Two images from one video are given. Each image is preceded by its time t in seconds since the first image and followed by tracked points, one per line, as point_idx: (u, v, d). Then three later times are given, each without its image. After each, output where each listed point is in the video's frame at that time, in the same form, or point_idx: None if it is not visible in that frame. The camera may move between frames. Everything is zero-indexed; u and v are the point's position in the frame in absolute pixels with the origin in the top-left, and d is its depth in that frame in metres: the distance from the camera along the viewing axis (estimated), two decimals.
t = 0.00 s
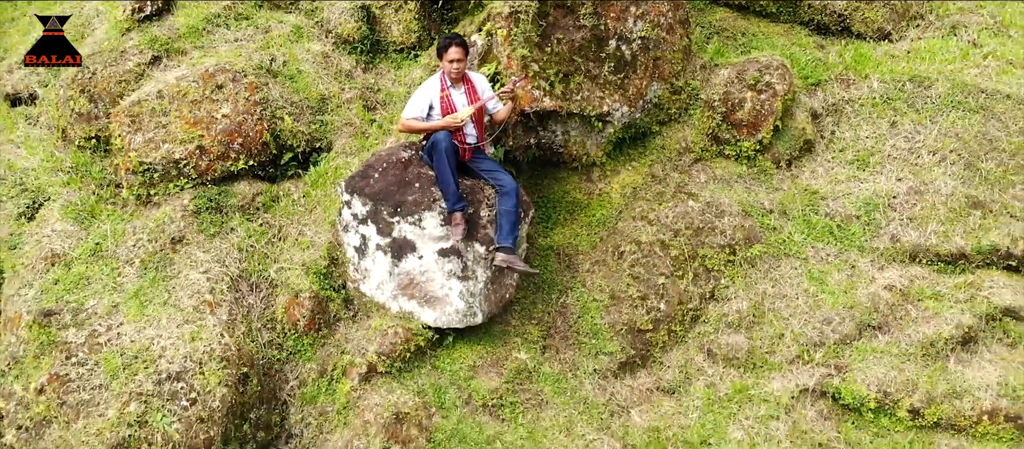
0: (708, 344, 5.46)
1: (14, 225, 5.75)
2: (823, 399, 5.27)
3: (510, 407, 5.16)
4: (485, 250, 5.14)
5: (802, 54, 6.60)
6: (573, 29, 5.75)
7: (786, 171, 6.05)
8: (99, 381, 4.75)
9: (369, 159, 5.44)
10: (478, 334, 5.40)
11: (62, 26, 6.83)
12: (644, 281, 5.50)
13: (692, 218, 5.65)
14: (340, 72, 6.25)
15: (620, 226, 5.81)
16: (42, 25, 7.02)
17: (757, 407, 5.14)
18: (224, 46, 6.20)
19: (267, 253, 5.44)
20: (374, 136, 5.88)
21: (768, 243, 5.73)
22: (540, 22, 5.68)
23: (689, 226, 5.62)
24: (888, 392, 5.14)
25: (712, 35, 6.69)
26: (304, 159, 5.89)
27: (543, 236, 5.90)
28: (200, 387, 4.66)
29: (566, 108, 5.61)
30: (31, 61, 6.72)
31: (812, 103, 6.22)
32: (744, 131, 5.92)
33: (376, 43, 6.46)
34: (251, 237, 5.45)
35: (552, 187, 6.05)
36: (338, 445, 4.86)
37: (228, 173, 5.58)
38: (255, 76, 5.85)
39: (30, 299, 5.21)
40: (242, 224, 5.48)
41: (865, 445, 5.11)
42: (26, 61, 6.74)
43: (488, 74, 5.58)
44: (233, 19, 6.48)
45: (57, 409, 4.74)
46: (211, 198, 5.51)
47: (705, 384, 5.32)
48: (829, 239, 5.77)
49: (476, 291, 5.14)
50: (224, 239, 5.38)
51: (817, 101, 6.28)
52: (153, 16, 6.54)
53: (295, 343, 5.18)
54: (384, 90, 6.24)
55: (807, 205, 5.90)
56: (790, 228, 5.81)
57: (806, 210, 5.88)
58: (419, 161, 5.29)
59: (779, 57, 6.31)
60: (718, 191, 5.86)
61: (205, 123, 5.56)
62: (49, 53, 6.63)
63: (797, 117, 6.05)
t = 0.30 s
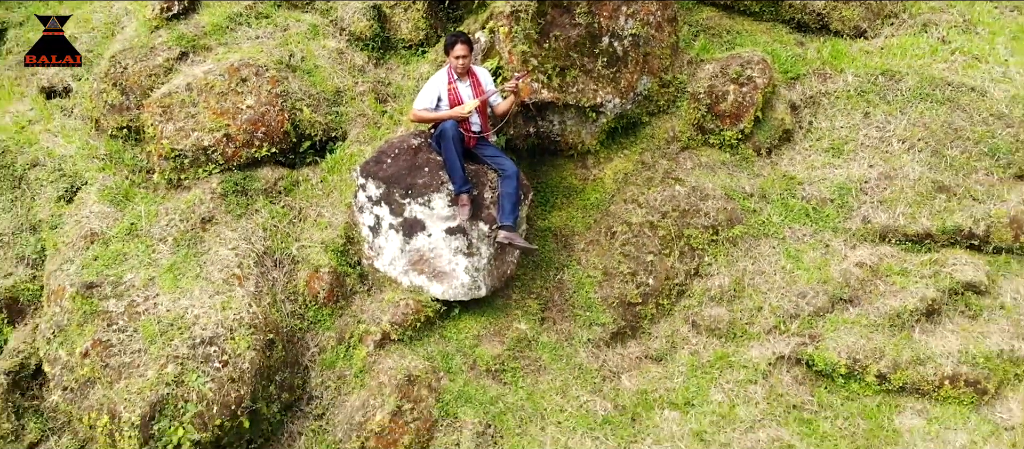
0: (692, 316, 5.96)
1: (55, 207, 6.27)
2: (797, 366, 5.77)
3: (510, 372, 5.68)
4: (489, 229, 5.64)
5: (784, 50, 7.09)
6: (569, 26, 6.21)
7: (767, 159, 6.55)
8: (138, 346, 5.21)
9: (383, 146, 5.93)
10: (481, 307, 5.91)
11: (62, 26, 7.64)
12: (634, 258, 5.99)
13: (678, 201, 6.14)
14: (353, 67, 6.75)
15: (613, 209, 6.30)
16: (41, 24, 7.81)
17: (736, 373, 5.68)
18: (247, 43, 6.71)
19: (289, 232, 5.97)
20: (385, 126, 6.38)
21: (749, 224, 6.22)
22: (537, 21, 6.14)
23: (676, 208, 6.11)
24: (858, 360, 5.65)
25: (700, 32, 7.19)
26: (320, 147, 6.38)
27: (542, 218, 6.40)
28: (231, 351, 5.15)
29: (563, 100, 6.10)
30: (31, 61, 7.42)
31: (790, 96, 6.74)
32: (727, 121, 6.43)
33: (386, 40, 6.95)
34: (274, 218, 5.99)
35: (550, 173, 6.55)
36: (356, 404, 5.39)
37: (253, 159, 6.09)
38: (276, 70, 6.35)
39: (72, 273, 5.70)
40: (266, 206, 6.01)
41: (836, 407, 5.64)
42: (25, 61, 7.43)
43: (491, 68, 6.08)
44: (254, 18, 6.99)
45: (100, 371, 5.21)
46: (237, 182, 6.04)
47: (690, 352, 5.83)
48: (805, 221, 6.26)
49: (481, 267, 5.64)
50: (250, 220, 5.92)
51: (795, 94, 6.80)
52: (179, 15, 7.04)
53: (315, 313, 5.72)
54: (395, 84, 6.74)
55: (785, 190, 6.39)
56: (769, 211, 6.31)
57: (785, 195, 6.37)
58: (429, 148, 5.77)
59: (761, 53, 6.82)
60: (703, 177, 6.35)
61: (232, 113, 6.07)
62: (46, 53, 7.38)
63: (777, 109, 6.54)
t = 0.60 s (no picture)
0: (679, 297, 6.50)
1: (92, 197, 6.83)
2: (775, 342, 6.30)
3: (511, 347, 6.26)
4: (492, 217, 6.17)
5: (766, 52, 7.63)
6: (566, 31, 6.74)
7: (749, 153, 7.08)
8: (173, 322, 5.73)
9: (394, 141, 6.45)
10: (485, 289, 6.47)
11: (61, 26, 8.47)
12: (626, 245, 6.52)
13: (667, 192, 6.66)
14: (366, 68, 7.27)
15: (606, 199, 6.82)
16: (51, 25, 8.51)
17: (719, 348, 6.24)
18: (268, 46, 7.26)
19: (309, 220, 6.51)
20: (396, 123, 6.89)
21: (732, 213, 6.75)
22: (536, 25, 6.65)
23: (664, 199, 6.63)
24: (830, 336, 6.17)
25: (688, 36, 7.74)
26: (335, 143, 6.91)
27: (541, 208, 6.93)
28: (259, 326, 5.67)
29: (560, 98, 6.65)
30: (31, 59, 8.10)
31: (772, 94, 7.22)
32: (712, 119, 6.98)
33: (396, 43, 7.49)
34: (295, 207, 6.52)
35: (548, 167, 7.08)
36: (371, 375, 5.93)
37: (275, 153, 6.64)
38: (296, 71, 6.89)
39: (111, 257, 6.23)
40: (287, 196, 6.55)
41: (810, 380, 6.17)
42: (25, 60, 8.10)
43: (494, 69, 6.59)
44: (274, 23, 7.53)
45: (139, 344, 5.73)
46: (261, 174, 6.58)
47: (676, 330, 6.39)
48: (784, 210, 6.78)
49: (484, 251, 6.17)
50: (273, 209, 6.45)
51: (776, 93, 7.28)
52: (205, 20, 7.55)
53: (333, 293, 6.26)
54: (404, 84, 7.27)
55: (766, 182, 6.92)
56: (750, 201, 6.84)
57: (765, 186, 6.90)
58: (437, 143, 6.30)
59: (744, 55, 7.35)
60: (690, 170, 6.91)
61: (256, 111, 6.61)
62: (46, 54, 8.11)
63: (759, 107, 7.07)
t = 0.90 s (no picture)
0: (666, 283, 7.06)
1: (125, 191, 7.38)
2: (754, 325, 6.86)
3: (512, 329, 6.84)
4: (494, 209, 6.74)
5: (749, 57, 8.24)
6: (563, 38, 7.29)
7: (732, 151, 7.70)
8: (204, 304, 6.26)
9: (404, 140, 7.02)
10: (488, 275, 7.04)
11: (60, 25, 8.96)
12: (618, 235, 7.06)
13: (655, 187, 7.22)
14: (377, 72, 7.86)
15: (600, 193, 7.40)
16: (80, 32, 9.12)
17: (702, 330, 6.81)
18: (287, 51, 7.88)
19: (325, 213, 7.08)
20: (406, 123, 7.51)
21: (716, 206, 7.34)
22: (535, 32, 7.19)
23: (653, 193, 7.18)
24: (806, 319, 6.71)
25: (676, 42, 8.37)
26: (349, 141, 7.49)
27: (539, 201, 7.50)
28: (283, 308, 6.24)
29: (557, 100, 7.19)
30: (32, 58, 8.60)
31: (754, 96, 7.84)
32: (697, 119, 7.60)
33: (405, 48, 8.09)
34: (313, 201, 7.11)
35: (546, 164, 7.67)
36: (384, 353, 6.50)
37: (294, 151, 7.22)
38: (313, 75, 7.48)
39: (144, 246, 6.77)
40: (306, 190, 7.14)
41: (786, 360, 6.73)
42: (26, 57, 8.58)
43: (497, 73, 7.19)
44: (291, 30, 8.14)
45: (173, 325, 6.26)
46: (282, 170, 7.18)
47: (663, 314, 6.96)
48: (763, 203, 7.37)
49: (488, 241, 6.73)
50: (293, 202, 7.05)
51: (757, 94, 7.91)
52: (227, 27, 8.10)
53: (349, 279, 6.82)
54: (413, 87, 7.86)
55: (746, 177, 7.52)
56: (733, 195, 7.43)
57: (746, 181, 7.50)
58: (443, 141, 6.87)
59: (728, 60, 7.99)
60: (678, 166, 7.47)
61: (277, 111, 7.19)
62: (46, 53, 8.68)
63: (741, 108, 7.69)
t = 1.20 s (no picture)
0: (655, 272, 7.65)
1: (154, 186, 7.99)
2: (736, 310, 7.41)
3: (513, 313, 7.41)
4: (497, 203, 7.30)
5: (734, 62, 8.86)
6: (559, 45, 7.85)
7: (717, 150, 8.26)
8: (230, 289, 6.84)
9: (413, 138, 7.59)
10: (490, 264, 7.61)
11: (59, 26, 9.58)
12: (610, 227, 7.65)
13: (646, 183, 7.82)
14: (387, 76, 8.49)
15: (594, 188, 7.97)
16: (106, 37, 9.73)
17: (688, 314, 7.37)
18: (303, 57, 8.48)
19: (340, 206, 7.66)
20: (414, 123, 8.10)
21: (702, 200, 7.93)
22: (535, 40, 7.77)
23: (643, 188, 7.78)
24: (783, 304, 7.26)
25: (666, 47, 8.97)
26: (361, 141, 8.05)
27: (538, 196, 8.07)
28: (303, 293, 6.81)
29: (554, 102, 7.83)
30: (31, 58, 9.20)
31: (737, 99, 8.47)
32: (684, 120, 8.20)
33: (413, 54, 8.70)
34: (329, 196, 7.67)
35: (544, 161, 8.22)
36: (396, 335, 7.08)
37: (311, 149, 7.79)
38: (328, 79, 8.06)
39: (173, 237, 7.34)
40: (322, 186, 7.72)
41: (766, 341, 7.27)
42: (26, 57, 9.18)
43: (499, 77, 7.78)
44: (306, 36, 8.75)
45: (202, 308, 6.83)
46: (299, 167, 7.73)
47: (652, 299, 7.53)
48: (746, 198, 7.94)
49: (490, 232, 7.30)
50: (310, 196, 7.62)
51: (741, 97, 8.53)
52: (248, 34, 8.69)
53: (362, 267, 7.39)
54: (420, 90, 8.46)
55: (731, 173, 8.09)
56: (718, 190, 8.00)
57: (731, 177, 8.06)
58: (449, 140, 7.44)
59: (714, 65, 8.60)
60: (667, 163, 8.08)
61: (295, 113, 7.78)
62: (44, 54, 9.25)
63: (726, 110, 8.32)
